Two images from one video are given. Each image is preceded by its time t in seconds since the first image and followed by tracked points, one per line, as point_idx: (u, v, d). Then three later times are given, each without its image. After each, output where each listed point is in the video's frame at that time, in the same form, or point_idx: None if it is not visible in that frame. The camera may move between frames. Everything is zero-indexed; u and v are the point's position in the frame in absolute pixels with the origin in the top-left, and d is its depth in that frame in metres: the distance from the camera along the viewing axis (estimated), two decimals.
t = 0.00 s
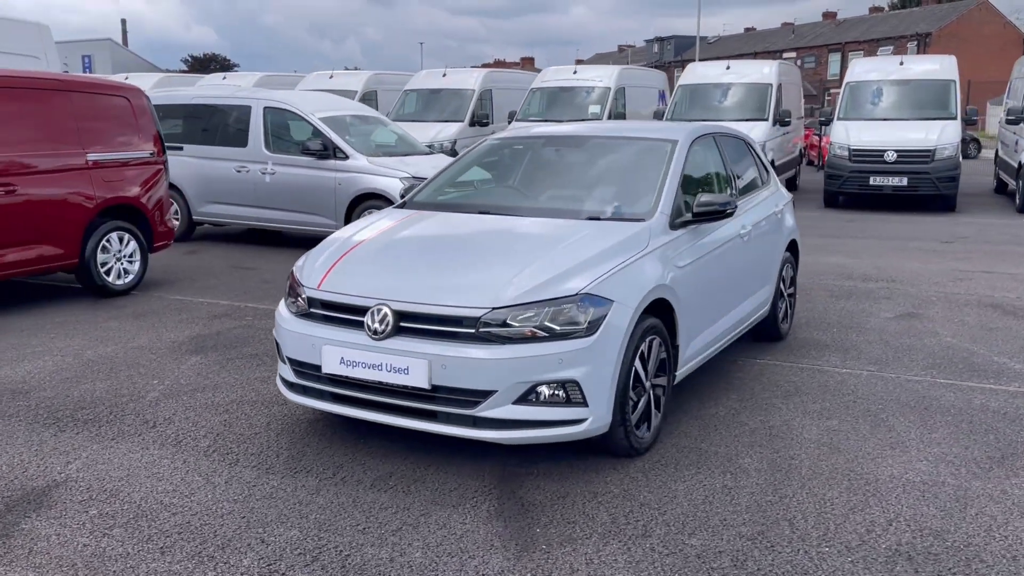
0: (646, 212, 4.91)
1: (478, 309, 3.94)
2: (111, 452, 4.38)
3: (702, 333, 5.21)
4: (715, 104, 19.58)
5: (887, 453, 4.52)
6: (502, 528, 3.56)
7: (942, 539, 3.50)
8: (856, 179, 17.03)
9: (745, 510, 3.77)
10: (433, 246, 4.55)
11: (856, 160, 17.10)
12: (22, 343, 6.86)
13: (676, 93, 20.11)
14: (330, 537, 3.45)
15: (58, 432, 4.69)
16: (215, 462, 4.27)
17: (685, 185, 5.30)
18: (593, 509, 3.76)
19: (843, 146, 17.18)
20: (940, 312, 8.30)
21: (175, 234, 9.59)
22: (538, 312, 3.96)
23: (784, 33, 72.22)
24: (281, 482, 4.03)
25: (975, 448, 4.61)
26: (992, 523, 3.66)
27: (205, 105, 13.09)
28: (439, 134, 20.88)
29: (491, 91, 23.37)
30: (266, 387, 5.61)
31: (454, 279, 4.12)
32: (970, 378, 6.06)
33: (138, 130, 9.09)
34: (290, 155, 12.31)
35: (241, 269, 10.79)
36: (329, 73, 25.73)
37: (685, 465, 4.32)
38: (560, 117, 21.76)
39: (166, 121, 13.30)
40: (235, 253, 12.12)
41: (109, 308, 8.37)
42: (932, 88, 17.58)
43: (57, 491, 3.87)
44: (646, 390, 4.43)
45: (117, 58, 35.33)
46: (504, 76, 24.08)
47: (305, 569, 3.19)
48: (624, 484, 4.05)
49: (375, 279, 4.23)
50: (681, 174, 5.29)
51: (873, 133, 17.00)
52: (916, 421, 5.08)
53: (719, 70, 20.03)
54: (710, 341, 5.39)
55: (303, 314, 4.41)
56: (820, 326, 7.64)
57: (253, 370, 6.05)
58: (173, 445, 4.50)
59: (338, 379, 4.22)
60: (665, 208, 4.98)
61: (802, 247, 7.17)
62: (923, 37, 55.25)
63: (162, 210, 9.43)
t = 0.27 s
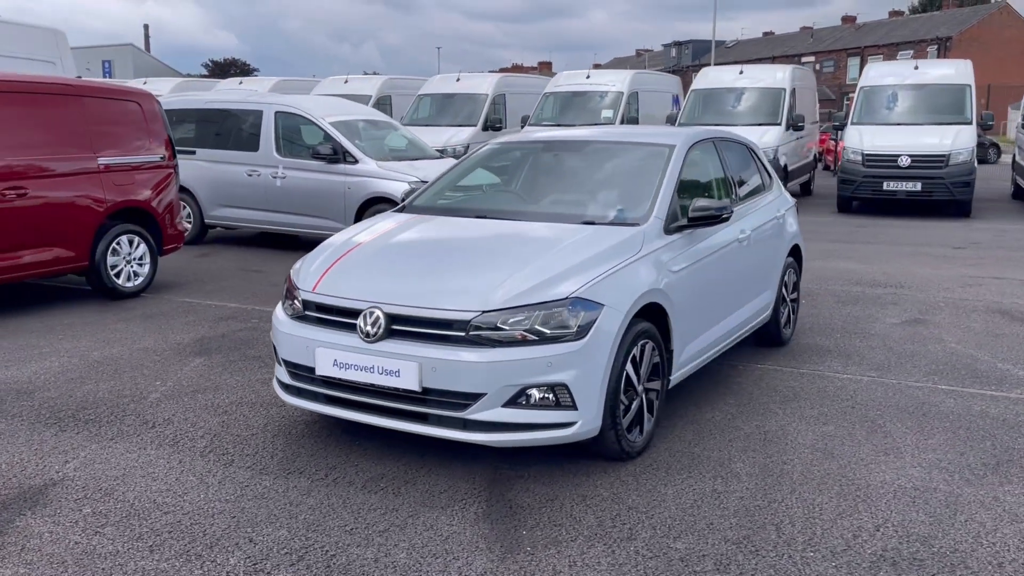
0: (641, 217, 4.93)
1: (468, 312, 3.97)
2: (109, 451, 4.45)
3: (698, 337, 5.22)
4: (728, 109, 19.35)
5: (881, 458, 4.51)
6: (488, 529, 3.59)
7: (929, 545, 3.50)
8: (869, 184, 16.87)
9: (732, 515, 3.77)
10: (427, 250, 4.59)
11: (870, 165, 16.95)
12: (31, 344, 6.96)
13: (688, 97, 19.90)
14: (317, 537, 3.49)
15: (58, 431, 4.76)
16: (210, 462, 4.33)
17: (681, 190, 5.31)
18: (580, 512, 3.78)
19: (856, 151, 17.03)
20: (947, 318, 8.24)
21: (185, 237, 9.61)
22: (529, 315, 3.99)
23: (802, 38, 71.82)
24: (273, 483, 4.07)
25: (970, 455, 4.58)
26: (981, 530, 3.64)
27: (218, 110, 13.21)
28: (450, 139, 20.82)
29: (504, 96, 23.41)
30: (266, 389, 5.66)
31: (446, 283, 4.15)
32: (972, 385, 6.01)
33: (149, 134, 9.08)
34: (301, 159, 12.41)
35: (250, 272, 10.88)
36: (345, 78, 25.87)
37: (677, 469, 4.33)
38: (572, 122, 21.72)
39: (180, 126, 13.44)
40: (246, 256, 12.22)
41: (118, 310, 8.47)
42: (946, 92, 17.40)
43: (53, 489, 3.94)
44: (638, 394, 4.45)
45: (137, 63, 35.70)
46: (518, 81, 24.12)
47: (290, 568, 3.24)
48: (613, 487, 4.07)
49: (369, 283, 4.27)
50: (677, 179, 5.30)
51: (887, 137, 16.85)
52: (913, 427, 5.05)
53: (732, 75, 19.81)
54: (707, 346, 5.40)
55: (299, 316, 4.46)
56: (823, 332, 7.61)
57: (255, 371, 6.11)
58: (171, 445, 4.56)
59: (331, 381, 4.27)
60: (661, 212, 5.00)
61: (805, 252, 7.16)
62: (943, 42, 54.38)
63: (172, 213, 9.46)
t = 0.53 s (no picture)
0: (635, 220, 4.96)
1: (458, 315, 4.01)
2: (106, 451, 4.51)
3: (692, 341, 5.24)
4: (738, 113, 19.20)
5: (871, 462, 4.51)
6: (476, 529, 3.63)
7: (915, 548, 3.51)
8: (877, 188, 16.80)
9: (719, 517, 3.79)
10: (420, 252, 4.63)
11: (878, 169, 16.88)
12: (36, 345, 7.05)
13: (696, 102, 19.83)
14: (306, 536, 3.53)
15: (58, 431, 4.83)
16: (205, 462, 4.38)
17: (676, 193, 5.34)
18: (568, 513, 3.81)
19: (864, 155, 16.96)
20: (949, 323, 8.21)
21: (190, 240, 9.70)
22: (519, 317, 4.02)
23: (815, 42, 71.56)
24: (265, 483, 4.12)
25: (962, 459, 4.58)
26: (968, 534, 3.65)
27: (227, 114, 13.31)
28: (459, 143, 20.59)
29: (513, 100, 23.45)
30: (264, 390, 5.71)
31: (437, 285, 4.19)
32: (969, 390, 6.00)
33: (155, 138, 9.15)
34: (308, 163, 12.50)
35: (256, 275, 10.96)
36: (355, 83, 25.98)
37: (667, 472, 4.35)
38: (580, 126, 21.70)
39: (189, 130, 13.55)
40: (252, 259, 12.31)
41: (123, 312, 8.56)
42: (955, 96, 17.31)
43: (50, 488, 4.00)
44: (630, 397, 4.48)
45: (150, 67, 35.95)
46: (527, 85, 24.16)
47: (277, 566, 3.28)
48: (603, 489, 4.09)
49: (362, 285, 4.31)
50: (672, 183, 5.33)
51: (895, 141, 16.78)
52: (907, 431, 5.05)
53: (740, 80, 19.74)
54: (703, 349, 5.43)
55: (294, 318, 4.50)
56: (824, 336, 7.60)
57: (255, 373, 6.17)
58: (168, 445, 4.62)
59: (325, 382, 4.31)
60: (656, 216, 5.03)
61: (805, 256, 7.16)
62: (957, 45, 53.69)
63: (179, 216, 9.54)
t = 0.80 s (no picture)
0: (632, 224, 4.98)
1: (454, 317, 4.04)
2: (106, 451, 4.55)
3: (689, 344, 5.26)
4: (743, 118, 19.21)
5: (867, 466, 4.52)
6: (469, 530, 3.66)
7: (906, 551, 3.52)
8: (883, 192, 16.75)
9: (712, 519, 3.81)
10: (417, 255, 4.67)
11: (884, 174, 16.84)
12: (41, 347, 7.11)
13: (703, 106, 19.83)
14: (301, 536, 3.57)
15: (60, 431, 4.88)
16: (204, 463, 4.42)
17: (674, 198, 5.36)
18: (561, 515, 3.83)
19: (870, 159, 16.92)
20: (952, 328, 8.20)
21: (196, 243, 9.75)
22: (514, 320, 4.05)
23: (824, 46, 71.42)
24: (262, 483, 4.15)
25: (958, 464, 4.58)
26: (960, 537, 3.66)
27: (234, 118, 13.39)
28: (465, 147, 20.66)
29: (520, 104, 23.49)
30: (265, 392, 5.76)
31: (434, 287, 4.22)
32: (969, 394, 6.00)
33: (162, 142, 9.22)
34: (314, 167, 12.56)
35: (261, 278, 11.02)
36: (363, 87, 26.07)
37: (662, 474, 4.37)
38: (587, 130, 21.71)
39: (197, 134, 13.64)
40: (258, 262, 12.37)
41: (128, 314, 8.63)
42: (962, 100, 17.26)
43: (50, 487, 4.05)
44: (625, 399, 4.51)
45: (161, 72, 36.15)
46: (534, 90, 24.20)
47: (271, 565, 3.32)
48: (597, 490, 4.11)
49: (359, 287, 4.35)
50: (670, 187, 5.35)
51: (901, 145, 16.74)
52: (904, 435, 5.05)
53: (747, 84, 19.72)
54: (699, 353, 5.44)
55: (293, 320, 4.55)
56: (825, 340, 7.60)
57: (256, 375, 6.21)
58: (168, 446, 4.67)
59: (323, 384, 4.35)
60: (653, 220, 5.05)
61: (805, 261, 7.17)
62: (967, 50, 53.82)
63: (185, 219, 9.60)
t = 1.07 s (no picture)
0: (631, 227, 5.01)
1: (452, 319, 4.07)
2: (108, 451, 4.59)
3: (687, 346, 5.27)
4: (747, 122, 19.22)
5: (863, 468, 4.53)
6: (465, 530, 3.68)
7: (900, 553, 3.54)
8: (887, 197, 16.74)
9: (707, 520, 3.83)
10: (416, 257, 4.70)
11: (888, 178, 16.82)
12: (46, 348, 7.17)
13: (707, 111, 19.85)
14: (299, 535, 3.60)
15: (62, 432, 4.92)
16: (204, 463, 4.45)
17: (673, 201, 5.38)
18: (557, 515, 3.85)
19: (874, 163, 16.91)
20: (953, 332, 8.19)
21: (200, 246, 9.79)
22: (512, 322, 4.08)
23: (830, 51, 71.35)
24: (262, 484, 4.19)
25: (955, 466, 4.59)
26: (955, 539, 3.67)
27: (239, 122, 13.46)
28: (469, 151, 20.71)
29: (524, 108, 23.54)
30: (266, 394, 5.79)
31: (432, 289, 4.25)
32: (968, 398, 6.00)
33: (166, 145, 9.27)
34: (318, 170, 12.61)
35: (264, 280, 11.07)
36: (368, 91, 26.14)
37: (658, 476, 4.39)
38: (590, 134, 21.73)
39: (202, 137, 13.71)
40: (262, 265, 12.42)
41: (132, 316, 8.68)
42: (967, 105, 17.23)
43: (51, 486, 4.09)
44: (623, 401, 4.53)
45: (168, 75, 36.31)
46: (539, 94, 24.25)
47: (269, 564, 3.35)
48: (594, 492, 4.14)
49: (358, 289, 4.38)
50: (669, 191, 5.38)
51: (905, 150, 16.73)
52: (902, 438, 5.06)
53: (751, 88, 19.73)
54: (698, 355, 5.46)
55: (293, 322, 4.58)
56: (825, 343, 7.62)
57: (258, 377, 6.24)
58: (169, 446, 4.70)
59: (322, 385, 4.38)
60: (652, 223, 5.07)
61: (806, 264, 7.18)
62: (973, 54, 53.12)
63: (189, 222, 9.64)
